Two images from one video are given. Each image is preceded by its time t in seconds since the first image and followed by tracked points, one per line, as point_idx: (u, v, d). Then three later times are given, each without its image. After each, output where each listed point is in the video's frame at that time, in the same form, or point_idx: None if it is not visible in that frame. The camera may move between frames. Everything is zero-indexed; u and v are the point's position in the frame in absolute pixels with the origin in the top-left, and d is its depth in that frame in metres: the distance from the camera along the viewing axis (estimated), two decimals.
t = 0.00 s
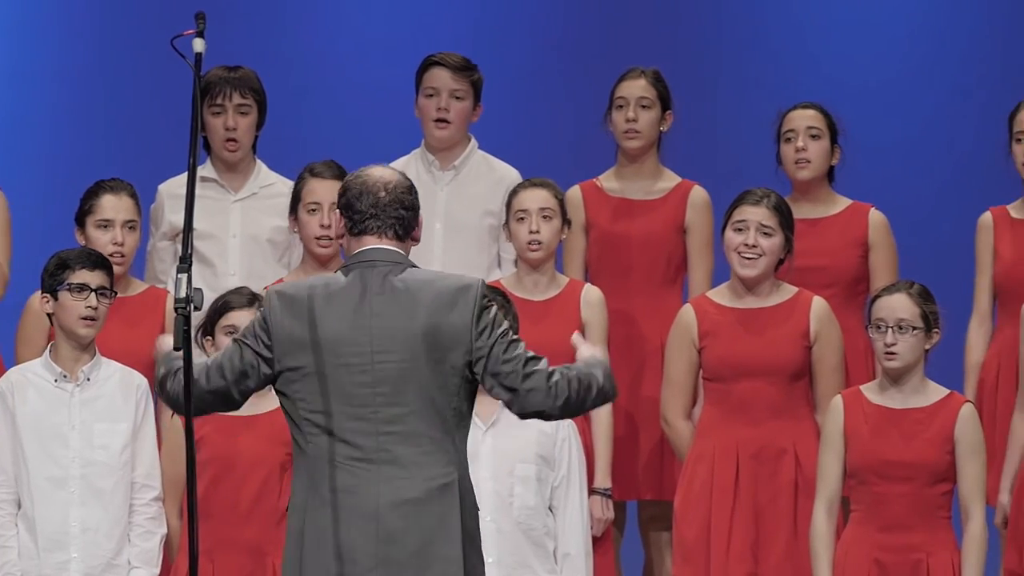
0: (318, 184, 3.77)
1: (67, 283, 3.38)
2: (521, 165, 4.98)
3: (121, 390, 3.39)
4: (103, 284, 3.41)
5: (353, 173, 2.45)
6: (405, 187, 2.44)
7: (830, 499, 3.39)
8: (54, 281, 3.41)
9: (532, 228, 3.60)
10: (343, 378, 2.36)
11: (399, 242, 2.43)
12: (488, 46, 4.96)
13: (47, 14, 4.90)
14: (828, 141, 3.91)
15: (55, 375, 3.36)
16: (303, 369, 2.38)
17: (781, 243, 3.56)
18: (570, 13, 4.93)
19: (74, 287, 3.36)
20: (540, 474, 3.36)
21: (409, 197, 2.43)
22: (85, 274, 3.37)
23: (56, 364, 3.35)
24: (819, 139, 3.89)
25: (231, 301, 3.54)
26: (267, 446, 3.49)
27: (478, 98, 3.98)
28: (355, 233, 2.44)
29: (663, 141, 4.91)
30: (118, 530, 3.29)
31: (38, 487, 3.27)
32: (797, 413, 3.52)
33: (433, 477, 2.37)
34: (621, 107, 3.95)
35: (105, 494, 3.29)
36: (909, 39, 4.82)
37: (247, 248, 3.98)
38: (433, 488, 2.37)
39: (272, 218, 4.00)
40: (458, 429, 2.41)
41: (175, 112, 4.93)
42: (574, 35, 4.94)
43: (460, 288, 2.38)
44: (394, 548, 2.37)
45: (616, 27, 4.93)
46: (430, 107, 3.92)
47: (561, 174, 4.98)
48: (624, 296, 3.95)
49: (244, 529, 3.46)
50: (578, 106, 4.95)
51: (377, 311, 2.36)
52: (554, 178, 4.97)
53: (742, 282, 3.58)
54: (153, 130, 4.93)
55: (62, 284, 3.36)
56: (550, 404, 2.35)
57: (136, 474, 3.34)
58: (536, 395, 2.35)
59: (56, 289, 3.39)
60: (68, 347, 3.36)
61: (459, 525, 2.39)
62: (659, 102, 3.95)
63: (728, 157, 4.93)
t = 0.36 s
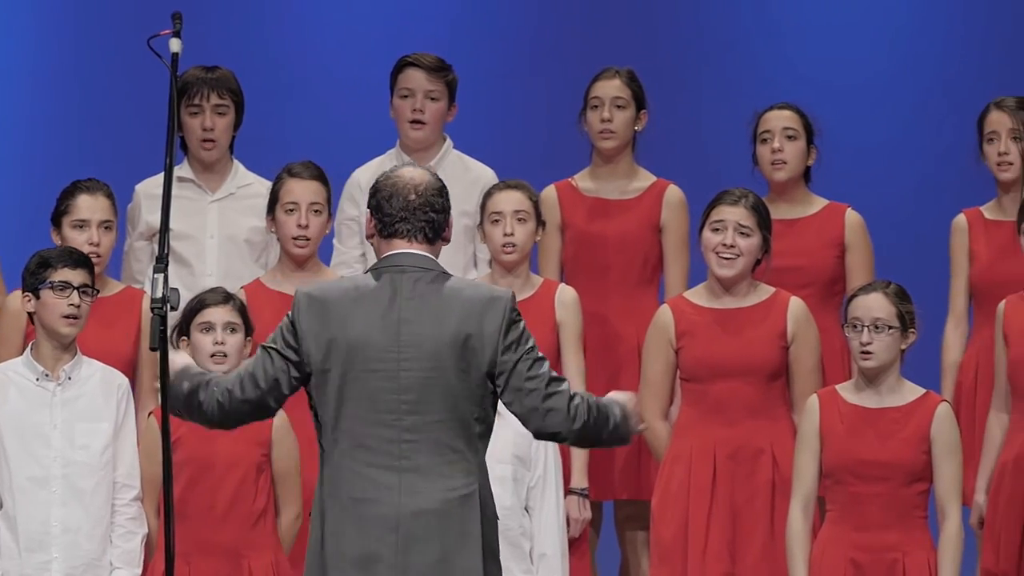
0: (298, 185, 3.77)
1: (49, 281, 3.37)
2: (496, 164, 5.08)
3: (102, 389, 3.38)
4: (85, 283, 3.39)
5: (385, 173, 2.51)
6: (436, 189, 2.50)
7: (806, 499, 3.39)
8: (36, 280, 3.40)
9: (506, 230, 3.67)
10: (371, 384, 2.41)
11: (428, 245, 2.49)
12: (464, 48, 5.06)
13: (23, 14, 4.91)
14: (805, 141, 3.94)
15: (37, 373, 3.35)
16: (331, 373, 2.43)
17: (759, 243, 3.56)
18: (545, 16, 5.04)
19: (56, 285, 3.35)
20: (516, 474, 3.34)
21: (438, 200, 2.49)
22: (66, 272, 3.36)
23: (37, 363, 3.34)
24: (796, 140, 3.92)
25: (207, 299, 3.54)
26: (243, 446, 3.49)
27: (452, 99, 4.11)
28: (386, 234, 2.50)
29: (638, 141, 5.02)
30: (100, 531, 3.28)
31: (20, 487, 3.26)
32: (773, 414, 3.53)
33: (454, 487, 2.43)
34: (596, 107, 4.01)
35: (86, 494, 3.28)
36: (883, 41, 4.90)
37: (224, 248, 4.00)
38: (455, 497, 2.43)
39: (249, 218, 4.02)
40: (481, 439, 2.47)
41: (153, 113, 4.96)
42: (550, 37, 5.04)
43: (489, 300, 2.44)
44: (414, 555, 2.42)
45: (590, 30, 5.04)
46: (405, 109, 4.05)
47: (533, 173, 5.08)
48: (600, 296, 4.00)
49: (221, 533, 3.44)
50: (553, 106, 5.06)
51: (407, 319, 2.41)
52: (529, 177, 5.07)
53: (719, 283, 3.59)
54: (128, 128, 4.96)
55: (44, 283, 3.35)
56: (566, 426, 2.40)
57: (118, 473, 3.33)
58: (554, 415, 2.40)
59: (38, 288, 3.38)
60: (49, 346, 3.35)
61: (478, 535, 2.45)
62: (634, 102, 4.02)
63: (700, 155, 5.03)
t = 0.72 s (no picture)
0: (268, 186, 3.77)
1: (5, 280, 3.31)
2: (466, 164, 5.07)
3: (57, 387, 3.34)
4: (41, 280, 3.35)
5: (383, 168, 2.42)
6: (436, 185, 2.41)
7: (775, 499, 3.40)
8: None
9: (474, 228, 3.67)
10: (369, 375, 2.32)
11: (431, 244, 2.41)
12: (433, 48, 5.06)
13: None
14: (773, 142, 3.96)
15: None
16: (330, 363, 2.34)
17: (728, 241, 3.57)
18: (514, 17, 5.05)
19: (14, 283, 3.29)
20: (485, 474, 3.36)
21: (437, 199, 2.40)
22: (24, 269, 3.31)
23: None
24: (765, 141, 3.94)
25: (176, 300, 3.55)
26: (212, 446, 3.48)
27: (423, 100, 4.11)
28: (386, 232, 2.41)
29: (607, 140, 5.03)
30: (58, 530, 3.23)
31: None
32: (743, 412, 3.54)
33: (449, 484, 2.33)
34: (565, 105, 4.02)
35: (44, 494, 3.22)
36: (851, 44, 4.93)
37: (195, 245, 3.99)
38: (450, 494, 2.33)
39: (220, 215, 4.01)
40: (479, 437, 2.38)
41: (121, 113, 4.94)
42: (519, 37, 5.05)
43: (492, 297, 2.36)
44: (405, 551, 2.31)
45: (559, 31, 5.05)
46: (377, 111, 4.05)
47: (504, 174, 5.07)
48: (571, 294, 4.01)
49: (190, 532, 3.42)
50: (522, 106, 5.07)
51: (408, 310, 2.33)
52: (499, 177, 5.07)
53: (688, 282, 3.61)
54: (95, 127, 4.94)
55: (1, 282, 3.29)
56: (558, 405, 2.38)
57: (75, 472, 3.29)
58: (556, 409, 2.38)
59: None
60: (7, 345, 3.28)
61: (472, 535, 2.34)
62: (602, 99, 4.03)
63: (669, 156, 5.05)
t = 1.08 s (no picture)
0: (239, 183, 3.75)
1: None
2: (438, 164, 5.06)
3: (30, 387, 3.28)
4: (13, 283, 3.29)
5: (362, 167, 2.42)
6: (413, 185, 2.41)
7: (747, 499, 3.40)
8: None
9: (443, 229, 3.68)
10: (344, 381, 2.32)
11: (406, 243, 2.40)
12: (406, 48, 5.05)
13: None
14: (745, 142, 3.96)
15: None
16: (305, 370, 2.34)
17: (702, 243, 3.58)
18: (487, 17, 5.05)
19: None
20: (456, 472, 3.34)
21: (413, 198, 2.40)
22: None
23: None
24: (736, 141, 3.95)
25: (148, 300, 3.53)
26: (184, 446, 3.46)
27: (395, 100, 4.10)
28: (362, 231, 2.41)
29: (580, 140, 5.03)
30: (31, 530, 3.17)
31: None
32: (716, 413, 3.55)
33: (424, 489, 2.34)
34: (538, 105, 4.02)
35: (16, 494, 3.16)
36: (822, 45, 4.94)
37: (169, 246, 3.97)
38: (424, 500, 2.33)
39: (194, 215, 3.99)
40: (453, 441, 2.39)
41: (93, 113, 4.93)
42: (493, 38, 5.05)
43: (467, 303, 2.37)
44: (381, 554, 2.32)
45: (532, 32, 5.05)
46: (349, 110, 4.03)
47: (477, 174, 5.07)
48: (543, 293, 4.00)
49: (162, 532, 3.41)
50: (494, 106, 5.06)
51: (384, 316, 2.33)
52: (472, 176, 5.07)
53: (661, 281, 3.62)
54: (67, 126, 4.91)
55: None
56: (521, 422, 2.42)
57: (48, 473, 3.23)
58: (515, 416, 2.42)
59: None
60: None
61: (446, 538, 2.36)
62: (573, 99, 4.03)
63: (641, 156, 5.06)
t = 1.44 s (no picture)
0: (206, 185, 3.72)
1: None
2: (407, 164, 5.06)
3: None
4: None
5: (301, 173, 2.52)
6: (348, 184, 2.50)
7: (718, 499, 3.41)
8: None
9: (410, 233, 3.66)
10: (302, 385, 2.40)
11: (348, 241, 2.49)
12: (374, 48, 5.04)
13: None
14: (713, 143, 3.97)
15: None
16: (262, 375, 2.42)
17: (669, 244, 3.58)
18: (456, 17, 5.04)
19: None
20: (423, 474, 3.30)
21: (348, 196, 2.48)
22: None
23: None
24: (705, 142, 3.96)
25: (114, 301, 3.49)
26: (151, 448, 3.44)
27: (362, 100, 4.09)
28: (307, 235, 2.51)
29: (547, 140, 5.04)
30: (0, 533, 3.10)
31: None
32: (684, 414, 3.56)
33: (381, 492, 2.43)
34: (505, 106, 4.01)
35: None
36: (787, 47, 4.97)
37: (138, 247, 3.96)
38: (382, 502, 2.43)
39: (163, 217, 3.98)
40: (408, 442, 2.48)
41: (60, 113, 4.93)
42: (461, 38, 5.04)
43: (419, 305, 2.45)
44: (341, 556, 2.42)
45: (501, 32, 5.05)
46: (315, 111, 4.02)
47: (445, 174, 5.07)
48: (510, 294, 4.00)
49: (129, 532, 3.39)
50: (462, 106, 5.06)
51: (339, 320, 2.41)
52: (440, 176, 5.06)
53: (628, 281, 3.63)
54: (34, 127, 4.93)
55: None
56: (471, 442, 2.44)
57: (18, 475, 3.16)
58: (465, 431, 2.44)
59: None
60: None
61: (404, 538, 2.46)
62: (542, 101, 4.02)
63: (609, 156, 5.07)
